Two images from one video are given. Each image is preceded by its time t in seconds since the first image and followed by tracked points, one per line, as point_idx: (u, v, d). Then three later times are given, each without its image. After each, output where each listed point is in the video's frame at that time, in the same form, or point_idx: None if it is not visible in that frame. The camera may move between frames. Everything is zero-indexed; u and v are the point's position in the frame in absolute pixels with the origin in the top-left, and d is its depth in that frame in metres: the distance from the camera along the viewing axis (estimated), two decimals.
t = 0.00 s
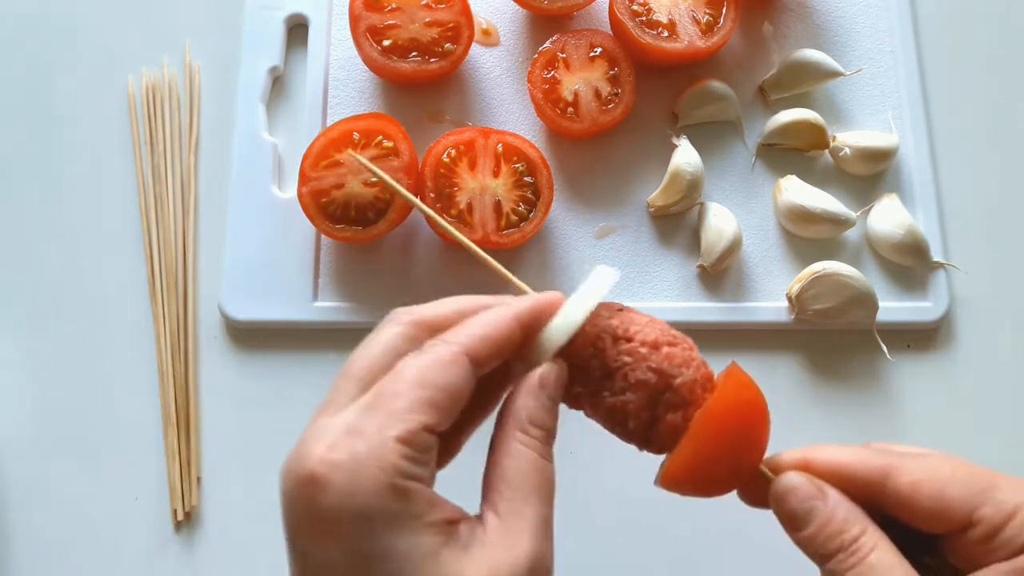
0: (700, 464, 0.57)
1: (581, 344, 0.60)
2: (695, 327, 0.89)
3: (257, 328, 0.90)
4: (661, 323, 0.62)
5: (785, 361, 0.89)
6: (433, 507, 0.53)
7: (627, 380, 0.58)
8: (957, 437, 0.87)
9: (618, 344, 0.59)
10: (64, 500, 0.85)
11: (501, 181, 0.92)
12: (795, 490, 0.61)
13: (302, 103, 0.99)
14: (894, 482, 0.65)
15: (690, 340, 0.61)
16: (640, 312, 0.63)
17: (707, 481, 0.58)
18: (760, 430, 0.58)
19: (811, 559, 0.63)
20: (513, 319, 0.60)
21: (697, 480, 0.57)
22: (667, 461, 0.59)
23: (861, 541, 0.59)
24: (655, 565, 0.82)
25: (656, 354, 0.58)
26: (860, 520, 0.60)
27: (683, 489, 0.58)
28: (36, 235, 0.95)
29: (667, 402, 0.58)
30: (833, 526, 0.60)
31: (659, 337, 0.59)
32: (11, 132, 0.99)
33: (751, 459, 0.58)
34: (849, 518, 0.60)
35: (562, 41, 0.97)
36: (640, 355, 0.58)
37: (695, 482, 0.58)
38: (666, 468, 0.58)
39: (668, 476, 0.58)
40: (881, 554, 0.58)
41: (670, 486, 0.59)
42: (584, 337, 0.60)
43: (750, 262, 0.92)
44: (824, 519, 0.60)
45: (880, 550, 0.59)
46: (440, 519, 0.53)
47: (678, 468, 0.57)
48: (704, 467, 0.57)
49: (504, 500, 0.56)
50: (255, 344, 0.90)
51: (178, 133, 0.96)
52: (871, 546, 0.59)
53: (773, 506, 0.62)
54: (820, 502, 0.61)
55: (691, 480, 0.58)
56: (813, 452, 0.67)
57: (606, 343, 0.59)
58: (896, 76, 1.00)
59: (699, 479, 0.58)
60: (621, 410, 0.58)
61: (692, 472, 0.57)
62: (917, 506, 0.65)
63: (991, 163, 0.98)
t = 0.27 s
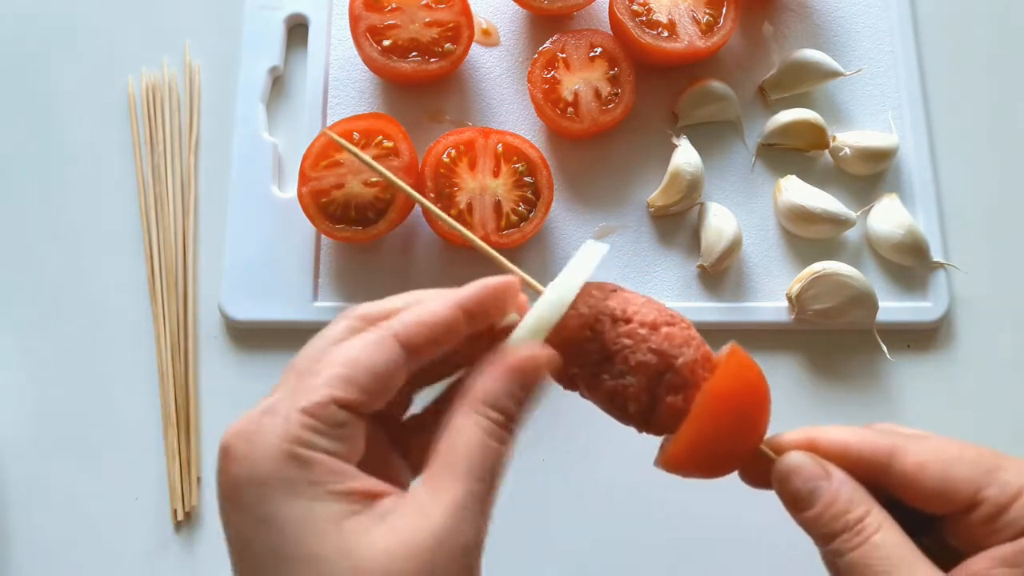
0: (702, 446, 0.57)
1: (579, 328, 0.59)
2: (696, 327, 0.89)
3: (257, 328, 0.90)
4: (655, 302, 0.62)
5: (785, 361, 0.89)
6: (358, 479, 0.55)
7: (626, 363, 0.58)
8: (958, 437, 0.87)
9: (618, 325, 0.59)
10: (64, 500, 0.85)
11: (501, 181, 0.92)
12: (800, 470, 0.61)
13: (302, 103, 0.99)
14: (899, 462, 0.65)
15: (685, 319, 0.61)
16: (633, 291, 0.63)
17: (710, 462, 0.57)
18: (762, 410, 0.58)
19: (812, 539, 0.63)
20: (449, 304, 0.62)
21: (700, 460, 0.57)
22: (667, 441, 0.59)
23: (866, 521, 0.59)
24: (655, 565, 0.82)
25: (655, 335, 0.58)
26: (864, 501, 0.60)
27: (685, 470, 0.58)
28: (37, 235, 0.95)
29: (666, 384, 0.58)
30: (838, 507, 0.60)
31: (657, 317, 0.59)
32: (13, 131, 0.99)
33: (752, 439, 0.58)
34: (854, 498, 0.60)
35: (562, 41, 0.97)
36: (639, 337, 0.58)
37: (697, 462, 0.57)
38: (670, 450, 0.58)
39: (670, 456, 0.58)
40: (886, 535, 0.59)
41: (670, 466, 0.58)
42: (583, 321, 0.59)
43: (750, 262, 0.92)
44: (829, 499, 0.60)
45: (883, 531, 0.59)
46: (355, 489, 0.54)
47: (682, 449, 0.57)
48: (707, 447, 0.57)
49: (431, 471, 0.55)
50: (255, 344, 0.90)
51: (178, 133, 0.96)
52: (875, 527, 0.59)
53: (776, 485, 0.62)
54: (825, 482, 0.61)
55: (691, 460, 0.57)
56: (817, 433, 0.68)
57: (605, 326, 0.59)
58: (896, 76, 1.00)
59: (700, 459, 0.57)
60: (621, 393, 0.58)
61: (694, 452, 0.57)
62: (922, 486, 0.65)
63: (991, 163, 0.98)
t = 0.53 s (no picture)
0: (717, 454, 0.57)
1: (591, 336, 0.57)
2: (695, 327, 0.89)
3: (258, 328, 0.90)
4: (662, 308, 0.61)
5: (785, 361, 0.89)
6: (204, 434, 0.55)
7: (640, 371, 0.56)
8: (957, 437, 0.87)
9: (630, 332, 0.57)
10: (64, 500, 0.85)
11: (501, 180, 0.92)
12: (814, 473, 0.61)
13: (302, 103, 0.99)
14: (912, 462, 0.67)
15: (694, 325, 0.60)
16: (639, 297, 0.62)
17: (726, 469, 0.58)
18: (775, 416, 0.58)
19: (827, 540, 0.63)
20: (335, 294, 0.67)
21: (715, 468, 0.57)
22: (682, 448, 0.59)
23: (883, 522, 0.60)
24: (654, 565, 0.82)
25: (668, 342, 0.57)
26: (879, 501, 0.61)
27: (700, 477, 0.58)
28: (37, 235, 0.95)
29: (681, 391, 0.57)
30: (854, 508, 0.60)
31: (669, 324, 0.58)
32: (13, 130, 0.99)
33: (765, 446, 0.58)
34: (870, 499, 0.60)
35: (562, 41, 0.97)
36: (653, 344, 0.57)
37: (712, 468, 0.57)
38: (686, 458, 0.58)
39: (685, 464, 0.58)
40: (903, 535, 0.59)
41: (685, 473, 0.58)
42: (594, 329, 0.57)
43: (750, 262, 0.92)
44: (845, 501, 0.61)
45: (900, 530, 0.59)
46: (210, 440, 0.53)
47: (697, 457, 0.57)
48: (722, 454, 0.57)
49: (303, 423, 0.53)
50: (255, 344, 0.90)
51: (178, 133, 0.96)
52: (893, 527, 0.59)
53: (790, 489, 0.63)
54: (840, 484, 0.61)
55: (706, 467, 0.57)
56: (829, 436, 0.69)
57: (617, 333, 0.57)
58: (895, 76, 1.00)
59: (716, 466, 0.57)
60: (635, 402, 0.57)
61: (710, 459, 0.57)
62: (936, 485, 0.67)
63: (991, 163, 0.98)
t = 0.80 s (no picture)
0: (735, 438, 0.56)
1: (605, 328, 0.57)
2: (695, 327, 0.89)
3: (258, 328, 0.90)
4: (675, 298, 0.60)
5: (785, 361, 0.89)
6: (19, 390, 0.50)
7: (655, 360, 0.56)
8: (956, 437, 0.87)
9: (643, 323, 0.57)
10: (64, 500, 0.85)
11: (501, 181, 0.91)
12: (829, 456, 0.61)
13: (302, 103, 0.99)
14: (924, 444, 0.67)
15: (706, 313, 0.60)
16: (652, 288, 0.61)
17: (743, 454, 0.57)
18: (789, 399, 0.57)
19: (841, 521, 0.63)
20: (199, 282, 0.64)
21: (733, 453, 0.57)
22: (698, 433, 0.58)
23: (897, 503, 0.60)
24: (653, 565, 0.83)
25: (681, 331, 0.57)
26: (892, 482, 0.61)
27: (716, 464, 0.58)
28: (37, 236, 0.95)
29: (696, 379, 0.56)
30: (869, 490, 0.60)
31: (681, 314, 0.58)
32: (13, 130, 0.99)
33: (781, 430, 0.58)
34: (883, 479, 0.60)
35: (562, 41, 0.97)
36: (667, 334, 0.56)
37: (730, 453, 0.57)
38: (703, 444, 0.57)
39: (703, 450, 0.57)
40: (918, 514, 0.59)
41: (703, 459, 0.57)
42: (608, 321, 0.57)
43: (750, 262, 0.92)
44: (859, 484, 0.60)
45: (915, 510, 0.60)
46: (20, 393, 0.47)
47: (714, 442, 0.56)
48: (739, 439, 0.56)
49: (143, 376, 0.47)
50: (255, 345, 0.90)
51: (178, 133, 0.96)
52: (907, 507, 0.59)
53: (804, 473, 0.62)
54: (854, 467, 0.61)
55: (724, 453, 0.57)
56: (841, 419, 0.69)
57: (631, 323, 0.57)
58: (895, 76, 1.00)
59: (734, 450, 0.57)
60: (650, 390, 0.57)
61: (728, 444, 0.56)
62: (948, 465, 0.67)
63: (991, 163, 0.98)
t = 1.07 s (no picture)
0: (763, 462, 0.56)
1: (634, 345, 0.57)
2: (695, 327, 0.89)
3: (257, 328, 0.90)
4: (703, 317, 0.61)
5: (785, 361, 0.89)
6: None
7: (683, 380, 0.56)
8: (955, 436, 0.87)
9: (673, 342, 0.57)
10: (64, 500, 0.85)
11: (501, 181, 0.91)
12: (856, 483, 0.61)
13: (302, 103, 0.99)
14: (951, 472, 0.68)
15: (736, 335, 0.60)
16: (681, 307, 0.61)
17: (769, 477, 0.57)
18: (818, 423, 0.57)
19: (864, 547, 0.63)
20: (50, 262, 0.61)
21: (760, 476, 0.56)
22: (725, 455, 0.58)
23: (924, 531, 0.60)
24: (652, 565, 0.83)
25: (710, 351, 0.57)
26: (918, 510, 0.61)
27: (741, 486, 0.58)
28: (36, 236, 0.95)
29: (724, 401, 0.56)
30: (894, 518, 0.60)
31: (711, 334, 0.58)
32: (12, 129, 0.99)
33: (808, 455, 0.57)
34: (909, 507, 0.60)
35: (563, 41, 0.97)
36: (696, 353, 0.56)
37: (757, 477, 0.57)
38: (729, 466, 0.57)
39: (729, 472, 0.57)
40: (944, 543, 0.59)
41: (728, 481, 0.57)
42: (636, 338, 0.57)
43: (750, 262, 0.92)
44: (885, 511, 0.60)
45: (941, 539, 0.60)
46: None
47: (741, 465, 0.56)
48: (767, 463, 0.56)
49: None
50: (255, 345, 0.90)
51: (178, 134, 0.96)
52: (933, 537, 0.60)
53: (829, 497, 0.62)
54: (881, 494, 0.61)
55: (750, 476, 0.57)
56: (867, 444, 0.69)
57: (660, 342, 0.57)
58: (895, 76, 1.00)
59: (761, 473, 0.56)
60: (678, 409, 0.57)
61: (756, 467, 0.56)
62: (975, 495, 0.68)
63: (991, 164, 0.98)
